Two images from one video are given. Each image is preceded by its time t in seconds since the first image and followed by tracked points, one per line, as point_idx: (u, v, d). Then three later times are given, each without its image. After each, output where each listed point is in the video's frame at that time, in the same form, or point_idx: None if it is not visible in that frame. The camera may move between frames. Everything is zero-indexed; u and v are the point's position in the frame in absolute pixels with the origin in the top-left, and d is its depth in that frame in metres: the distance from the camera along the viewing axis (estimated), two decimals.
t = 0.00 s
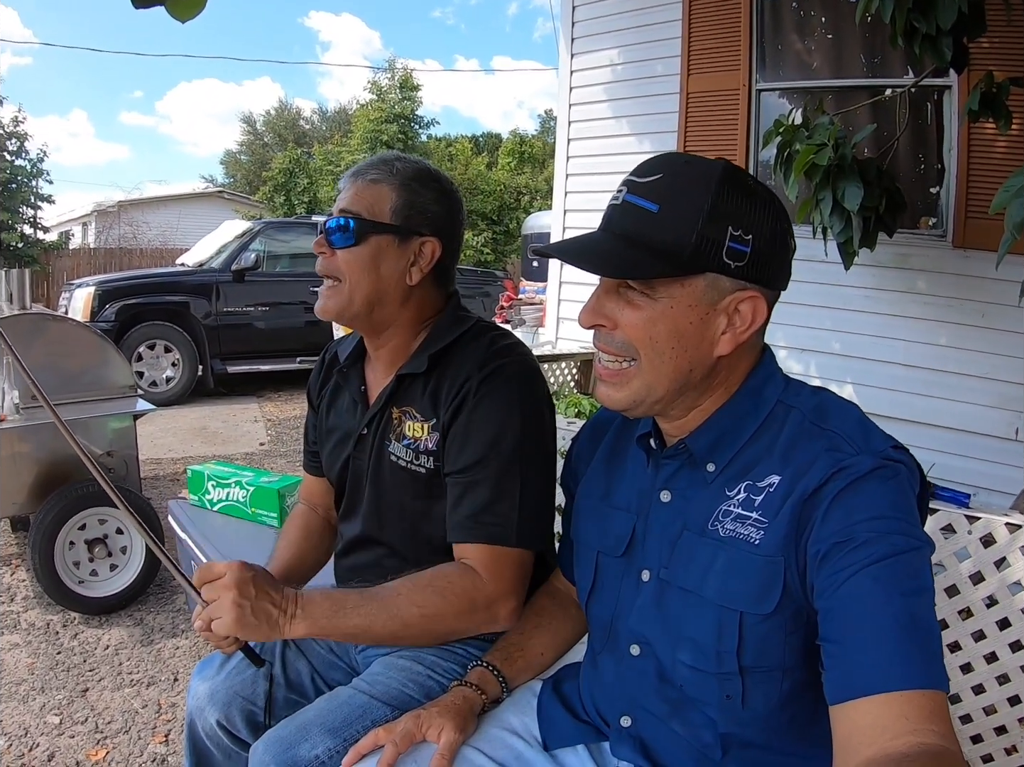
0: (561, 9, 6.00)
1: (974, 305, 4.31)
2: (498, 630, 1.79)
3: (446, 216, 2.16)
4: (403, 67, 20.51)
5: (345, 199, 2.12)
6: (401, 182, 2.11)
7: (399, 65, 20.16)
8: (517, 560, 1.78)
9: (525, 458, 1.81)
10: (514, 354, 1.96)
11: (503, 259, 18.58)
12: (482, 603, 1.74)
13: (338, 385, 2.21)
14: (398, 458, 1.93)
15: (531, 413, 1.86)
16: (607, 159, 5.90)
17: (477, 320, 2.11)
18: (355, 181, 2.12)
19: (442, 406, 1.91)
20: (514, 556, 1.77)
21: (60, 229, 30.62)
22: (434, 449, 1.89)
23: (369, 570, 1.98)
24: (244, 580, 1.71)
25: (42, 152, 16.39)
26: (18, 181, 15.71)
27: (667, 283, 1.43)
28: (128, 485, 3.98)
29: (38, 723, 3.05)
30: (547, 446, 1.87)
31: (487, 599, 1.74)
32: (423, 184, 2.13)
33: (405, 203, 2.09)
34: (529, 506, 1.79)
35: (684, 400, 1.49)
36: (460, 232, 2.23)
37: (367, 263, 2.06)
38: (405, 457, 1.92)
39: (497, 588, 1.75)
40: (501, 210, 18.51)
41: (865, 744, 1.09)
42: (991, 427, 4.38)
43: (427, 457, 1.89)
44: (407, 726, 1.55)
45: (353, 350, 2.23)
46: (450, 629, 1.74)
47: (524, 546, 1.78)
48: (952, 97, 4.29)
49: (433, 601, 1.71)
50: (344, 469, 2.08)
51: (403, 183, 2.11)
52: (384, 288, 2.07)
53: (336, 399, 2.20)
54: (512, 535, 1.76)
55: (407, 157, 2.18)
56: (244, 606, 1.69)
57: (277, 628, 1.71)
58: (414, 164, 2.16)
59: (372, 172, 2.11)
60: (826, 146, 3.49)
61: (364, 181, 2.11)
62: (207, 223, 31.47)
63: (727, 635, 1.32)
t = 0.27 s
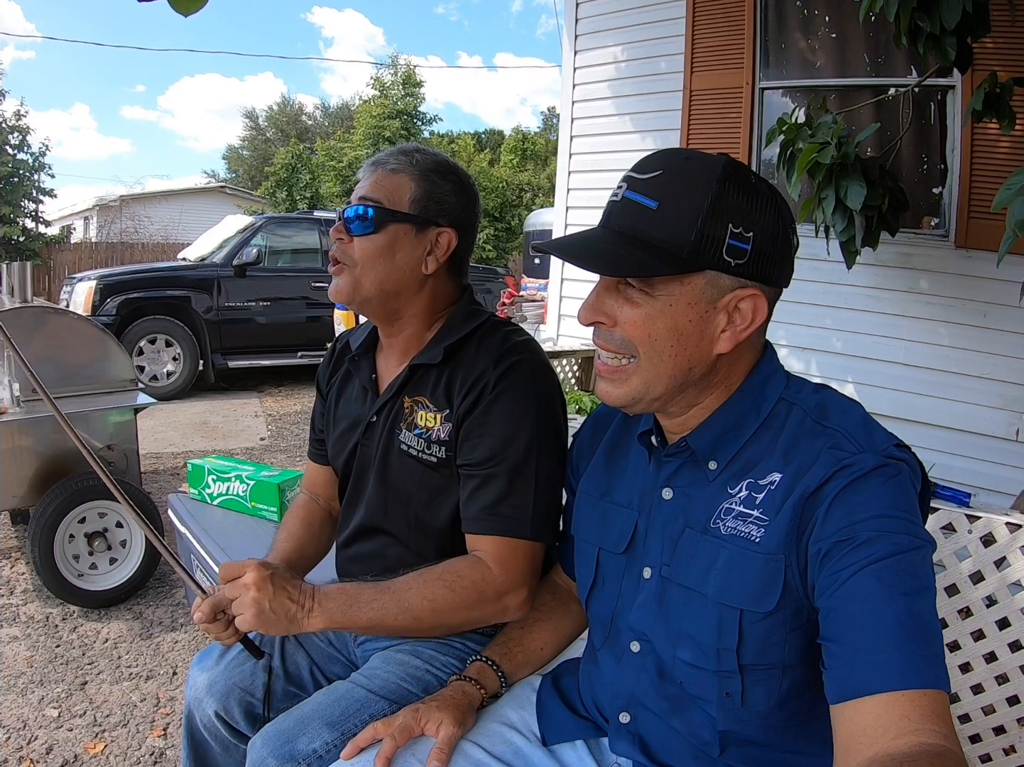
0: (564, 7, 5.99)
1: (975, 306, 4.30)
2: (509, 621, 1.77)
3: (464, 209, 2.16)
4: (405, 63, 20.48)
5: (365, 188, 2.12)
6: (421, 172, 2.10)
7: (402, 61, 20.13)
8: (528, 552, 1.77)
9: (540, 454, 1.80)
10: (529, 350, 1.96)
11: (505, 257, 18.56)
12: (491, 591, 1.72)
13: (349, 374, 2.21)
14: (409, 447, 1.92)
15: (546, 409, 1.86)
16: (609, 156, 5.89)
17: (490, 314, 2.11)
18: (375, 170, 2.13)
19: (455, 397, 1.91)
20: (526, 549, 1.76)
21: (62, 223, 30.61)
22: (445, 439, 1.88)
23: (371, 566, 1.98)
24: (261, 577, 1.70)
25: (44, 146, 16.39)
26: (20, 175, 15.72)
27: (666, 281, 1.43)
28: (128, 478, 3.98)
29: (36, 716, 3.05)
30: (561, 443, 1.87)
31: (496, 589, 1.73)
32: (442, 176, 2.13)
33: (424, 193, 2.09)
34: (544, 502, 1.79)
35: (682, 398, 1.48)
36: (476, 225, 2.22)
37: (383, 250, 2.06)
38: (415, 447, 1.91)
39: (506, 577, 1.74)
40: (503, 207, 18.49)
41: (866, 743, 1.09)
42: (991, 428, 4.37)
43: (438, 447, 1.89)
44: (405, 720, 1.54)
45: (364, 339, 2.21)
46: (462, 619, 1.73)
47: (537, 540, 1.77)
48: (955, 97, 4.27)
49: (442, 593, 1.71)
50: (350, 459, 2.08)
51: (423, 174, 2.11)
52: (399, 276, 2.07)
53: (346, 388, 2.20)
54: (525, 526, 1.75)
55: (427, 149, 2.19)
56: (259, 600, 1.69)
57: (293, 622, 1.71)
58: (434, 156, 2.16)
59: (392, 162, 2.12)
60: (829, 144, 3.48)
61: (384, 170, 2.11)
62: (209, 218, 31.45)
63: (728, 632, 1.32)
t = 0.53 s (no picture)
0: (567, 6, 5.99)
1: (976, 307, 4.30)
2: (506, 596, 1.65)
3: (478, 204, 2.17)
4: (407, 61, 20.47)
5: (380, 178, 2.12)
6: (437, 166, 2.11)
7: (403, 58, 20.12)
8: (540, 529, 1.70)
9: (544, 433, 1.78)
10: (536, 342, 1.96)
11: (505, 255, 18.56)
12: (501, 555, 1.62)
13: (356, 367, 2.22)
14: (414, 437, 1.93)
15: (551, 397, 1.85)
16: (611, 155, 5.88)
17: (499, 309, 2.11)
18: (391, 162, 2.13)
19: (462, 385, 1.92)
20: (539, 526, 1.70)
21: (63, 219, 30.60)
22: (451, 428, 1.89)
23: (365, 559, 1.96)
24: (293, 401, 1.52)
25: (45, 142, 16.39)
26: (21, 170, 15.73)
27: (667, 280, 1.43)
28: (128, 474, 3.98)
29: (35, 712, 3.06)
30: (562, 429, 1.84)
31: (508, 553, 1.63)
32: (457, 171, 2.14)
33: (439, 186, 2.10)
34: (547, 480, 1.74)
35: (682, 397, 1.48)
36: (487, 222, 2.23)
37: (397, 239, 2.05)
38: (421, 436, 1.92)
39: (517, 544, 1.64)
40: (504, 206, 18.48)
41: (864, 742, 1.09)
42: (991, 429, 4.37)
43: (443, 436, 1.89)
44: (404, 717, 1.55)
45: (371, 332, 2.24)
46: (464, 567, 1.60)
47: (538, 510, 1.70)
48: (957, 98, 4.27)
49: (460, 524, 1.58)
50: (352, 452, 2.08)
51: (438, 168, 2.11)
52: (411, 266, 2.07)
53: (351, 380, 2.20)
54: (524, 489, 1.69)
55: (442, 144, 2.19)
56: (283, 420, 1.50)
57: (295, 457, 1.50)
58: (450, 151, 2.17)
59: (408, 155, 2.12)
60: (831, 145, 3.48)
61: (400, 162, 2.12)
62: (209, 214, 31.45)
63: (727, 630, 1.32)
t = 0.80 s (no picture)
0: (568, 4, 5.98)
1: (976, 307, 4.30)
2: (477, 578, 1.57)
3: (474, 200, 2.16)
4: (408, 59, 20.45)
5: (376, 174, 2.10)
6: (433, 160, 2.10)
7: (404, 56, 20.10)
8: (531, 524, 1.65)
9: (539, 427, 1.77)
10: (537, 341, 1.96)
11: (505, 254, 18.55)
12: (490, 537, 1.57)
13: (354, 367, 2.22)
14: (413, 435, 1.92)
15: (549, 392, 1.85)
16: (611, 154, 5.88)
17: (498, 306, 2.11)
18: (386, 157, 2.11)
19: (461, 383, 1.91)
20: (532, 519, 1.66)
21: (62, 215, 30.57)
22: (450, 425, 1.89)
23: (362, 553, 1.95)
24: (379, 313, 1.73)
25: (44, 139, 16.37)
26: (21, 167, 15.75)
27: (671, 277, 1.42)
28: (127, 471, 3.97)
29: (32, 709, 3.05)
30: (559, 427, 1.83)
31: (498, 537, 1.58)
32: (453, 166, 2.13)
33: (435, 181, 2.08)
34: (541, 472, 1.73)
35: (688, 395, 1.48)
36: (485, 216, 2.22)
37: (394, 236, 2.03)
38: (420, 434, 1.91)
39: (508, 533, 1.60)
40: (504, 204, 18.47)
41: (866, 741, 1.09)
42: (990, 430, 4.37)
43: (442, 433, 1.88)
44: (404, 715, 1.54)
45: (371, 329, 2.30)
46: (453, 531, 1.56)
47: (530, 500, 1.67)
48: (958, 98, 4.26)
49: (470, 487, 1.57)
50: (351, 450, 2.08)
51: (434, 163, 2.10)
52: (408, 262, 2.05)
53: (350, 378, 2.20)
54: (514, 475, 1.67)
55: (437, 138, 2.17)
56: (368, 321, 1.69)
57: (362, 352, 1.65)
58: (445, 145, 2.15)
59: (404, 149, 2.10)
60: (832, 144, 3.48)
61: (396, 158, 2.10)
62: (209, 212, 31.41)
63: (729, 628, 1.31)
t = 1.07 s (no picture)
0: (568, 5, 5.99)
1: (975, 308, 4.30)
2: (466, 599, 1.66)
3: (464, 200, 2.16)
4: (407, 59, 20.46)
5: (364, 177, 2.11)
6: (422, 162, 2.09)
7: (403, 57, 20.11)
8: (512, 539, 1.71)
9: (525, 437, 1.78)
10: (530, 344, 1.95)
11: (504, 254, 18.54)
12: (472, 562, 1.64)
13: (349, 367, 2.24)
14: (404, 440, 1.94)
15: (537, 398, 1.84)
16: (611, 155, 5.88)
17: (490, 308, 2.11)
18: (374, 160, 2.11)
19: (450, 387, 1.91)
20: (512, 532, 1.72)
21: (61, 215, 30.55)
22: (439, 430, 1.89)
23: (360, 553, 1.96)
24: (346, 345, 1.68)
25: (43, 139, 16.36)
26: (20, 166, 15.76)
27: (670, 276, 1.42)
28: (125, 470, 3.97)
29: (30, 708, 3.05)
30: (548, 431, 1.83)
31: (479, 561, 1.65)
32: (443, 167, 2.13)
33: (424, 183, 2.08)
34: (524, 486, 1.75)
35: (689, 393, 1.48)
36: (476, 216, 2.22)
37: (382, 241, 2.02)
38: (411, 439, 1.93)
39: (491, 556, 1.66)
40: (503, 205, 18.47)
41: (864, 737, 1.09)
42: (989, 430, 4.37)
43: (432, 438, 1.90)
44: (402, 712, 1.54)
45: (363, 330, 2.28)
46: (436, 559, 1.62)
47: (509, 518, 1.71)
48: (957, 99, 4.27)
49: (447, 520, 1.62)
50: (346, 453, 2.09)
51: (423, 165, 2.10)
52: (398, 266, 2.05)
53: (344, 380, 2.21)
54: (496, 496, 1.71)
55: (426, 139, 2.17)
56: (332, 355, 1.64)
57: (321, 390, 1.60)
58: (433, 145, 2.15)
59: (392, 152, 2.10)
60: (831, 145, 3.48)
61: (384, 160, 2.10)
62: (208, 212, 31.41)
63: (728, 625, 1.31)
